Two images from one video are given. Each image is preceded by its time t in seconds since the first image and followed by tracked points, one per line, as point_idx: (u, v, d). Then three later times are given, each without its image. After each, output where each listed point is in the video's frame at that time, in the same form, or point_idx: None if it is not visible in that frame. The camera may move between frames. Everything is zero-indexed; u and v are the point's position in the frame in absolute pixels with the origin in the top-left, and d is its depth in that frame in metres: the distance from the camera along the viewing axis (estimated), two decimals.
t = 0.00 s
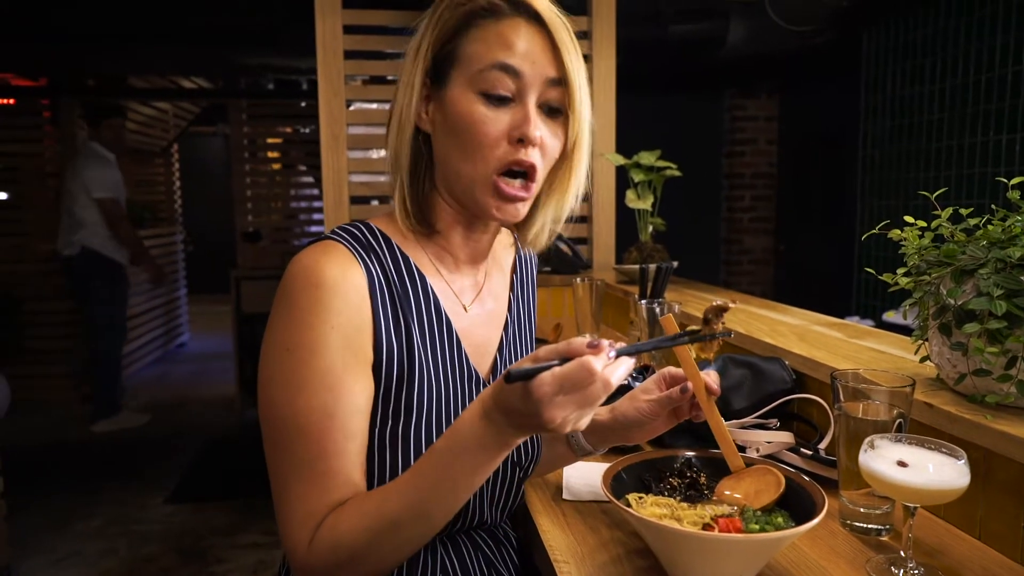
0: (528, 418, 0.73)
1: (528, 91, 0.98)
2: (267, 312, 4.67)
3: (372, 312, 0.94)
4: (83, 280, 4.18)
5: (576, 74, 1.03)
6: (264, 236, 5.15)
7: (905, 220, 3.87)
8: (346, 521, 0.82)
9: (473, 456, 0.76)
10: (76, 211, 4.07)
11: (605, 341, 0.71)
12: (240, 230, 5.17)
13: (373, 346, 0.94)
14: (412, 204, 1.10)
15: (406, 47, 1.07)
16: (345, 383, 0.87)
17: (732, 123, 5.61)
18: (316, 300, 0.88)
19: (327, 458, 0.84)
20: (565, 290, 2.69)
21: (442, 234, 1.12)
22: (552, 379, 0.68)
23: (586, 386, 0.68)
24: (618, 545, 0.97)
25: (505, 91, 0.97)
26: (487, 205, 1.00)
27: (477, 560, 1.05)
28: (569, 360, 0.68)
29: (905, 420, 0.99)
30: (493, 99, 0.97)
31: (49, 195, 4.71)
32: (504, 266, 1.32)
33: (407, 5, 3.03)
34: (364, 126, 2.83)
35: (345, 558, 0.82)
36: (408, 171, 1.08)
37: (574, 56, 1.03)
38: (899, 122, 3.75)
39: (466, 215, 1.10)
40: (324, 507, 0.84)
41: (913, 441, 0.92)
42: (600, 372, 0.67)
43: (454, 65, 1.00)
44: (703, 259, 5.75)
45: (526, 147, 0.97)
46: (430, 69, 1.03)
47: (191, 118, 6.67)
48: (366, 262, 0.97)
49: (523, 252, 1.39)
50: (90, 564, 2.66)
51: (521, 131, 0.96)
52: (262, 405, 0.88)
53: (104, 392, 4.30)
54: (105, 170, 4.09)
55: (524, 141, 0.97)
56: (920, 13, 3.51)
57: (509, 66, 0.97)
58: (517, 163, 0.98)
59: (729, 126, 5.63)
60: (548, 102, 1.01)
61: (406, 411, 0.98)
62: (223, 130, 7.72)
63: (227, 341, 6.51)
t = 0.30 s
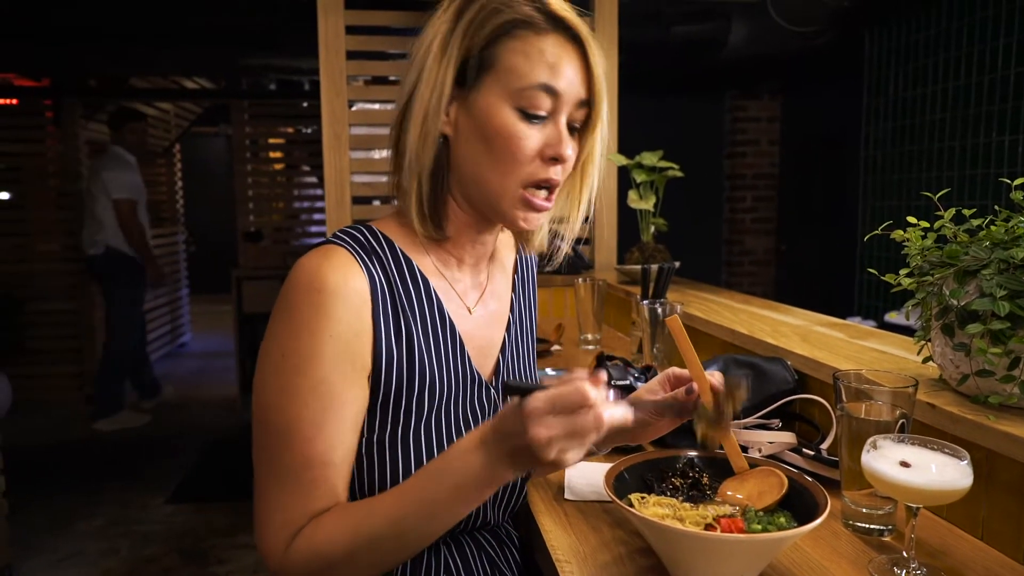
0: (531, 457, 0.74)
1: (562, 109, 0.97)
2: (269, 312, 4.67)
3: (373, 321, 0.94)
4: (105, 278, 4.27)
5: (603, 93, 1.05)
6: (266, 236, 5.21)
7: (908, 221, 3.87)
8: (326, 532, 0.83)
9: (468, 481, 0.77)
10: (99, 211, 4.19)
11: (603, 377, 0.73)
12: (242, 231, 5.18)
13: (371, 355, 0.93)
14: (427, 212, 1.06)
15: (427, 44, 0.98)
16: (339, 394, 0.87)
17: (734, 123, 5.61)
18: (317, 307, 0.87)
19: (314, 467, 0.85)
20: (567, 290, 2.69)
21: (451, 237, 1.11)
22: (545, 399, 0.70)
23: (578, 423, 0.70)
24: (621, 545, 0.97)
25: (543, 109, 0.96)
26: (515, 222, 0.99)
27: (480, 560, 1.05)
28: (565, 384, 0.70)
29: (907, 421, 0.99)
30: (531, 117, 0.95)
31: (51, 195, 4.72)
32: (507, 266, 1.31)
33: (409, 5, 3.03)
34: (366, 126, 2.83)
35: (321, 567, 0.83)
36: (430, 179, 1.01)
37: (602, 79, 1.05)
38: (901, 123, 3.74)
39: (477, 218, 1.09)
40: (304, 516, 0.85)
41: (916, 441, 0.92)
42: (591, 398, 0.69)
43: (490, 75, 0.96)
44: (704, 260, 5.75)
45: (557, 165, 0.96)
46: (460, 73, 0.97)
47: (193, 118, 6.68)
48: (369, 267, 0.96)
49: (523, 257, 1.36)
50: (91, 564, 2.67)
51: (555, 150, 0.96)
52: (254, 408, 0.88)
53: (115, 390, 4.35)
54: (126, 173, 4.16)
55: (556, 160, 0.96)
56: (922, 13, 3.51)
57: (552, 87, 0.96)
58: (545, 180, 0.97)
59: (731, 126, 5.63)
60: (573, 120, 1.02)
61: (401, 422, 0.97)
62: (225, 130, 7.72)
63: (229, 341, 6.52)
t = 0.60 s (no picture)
0: (530, 483, 0.79)
1: (581, 117, 0.97)
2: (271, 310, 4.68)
3: (371, 330, 0.92)
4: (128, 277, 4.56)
5: (620, 106, 1.07)
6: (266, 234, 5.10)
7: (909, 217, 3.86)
8: (305, 540, 0.86)
9: (454, 505, 0.82)
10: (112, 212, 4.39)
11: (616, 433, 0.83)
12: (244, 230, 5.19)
13: (367, 364, 0.92)
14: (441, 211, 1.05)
15: (451, 36, 0.95)
16: (328, 405, 0.87)
17: (735, 120, 5.60)
18: (313, 317, 0.86)
19: (296, 474, 0.86)
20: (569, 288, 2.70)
21: (458, 238, 1.10)
22: (560, 412, 0.80)
23: (584, 435, 0.77)
24: (623, 541, 0.97)
25: (564, 116, 0.95)
26: (527, 228, 0.99)
27: (484, 559, 1.05)
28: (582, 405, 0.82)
29: (909, 416, 0.99)
30: (552, 124, 0.94)
31: (52, 195, 4.72)
32: (509, 265, 1.30)
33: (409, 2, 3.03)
34: (368, 124, 2.82)
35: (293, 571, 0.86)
36: (452, 178, 0.98)
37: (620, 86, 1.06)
38: (903, 119, 3.73)
39: (483, 219, 1.08)
40: (281, 521, 0.87)
41: (918, 436, 0.91)
42: (603, 413, 0.79)
43: (515, 76, 0.94)
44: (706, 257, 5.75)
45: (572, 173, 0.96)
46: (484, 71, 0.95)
47: (194, 117, 6.68)
48: (370, 272, 0.95)
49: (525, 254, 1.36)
50: (94, 562, 2.67)
51: (572, 158, 0.95)
52: (242, 412, 0.88)
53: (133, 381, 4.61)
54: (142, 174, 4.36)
55: (572, 168, 0.96)
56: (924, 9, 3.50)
57: (576, 94, 0.95)
58: (558, 187, 0.97)
59: (732, 123, 5.62)
60: (587, 128, 1.02)
61: (392, 432, 0.97)
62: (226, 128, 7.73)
63: (232, 339, 6.53)
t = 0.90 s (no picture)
0: (490, 466, 0.76)
1: (587, 126, 0.97)
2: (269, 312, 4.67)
3: (366, 339, 0.92)
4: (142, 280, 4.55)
5: (624, 116, 1.08)
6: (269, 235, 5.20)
7: (907, 217, 3.87)
8: (273, 534, 0.84)
9: (410, 490, 0.79)
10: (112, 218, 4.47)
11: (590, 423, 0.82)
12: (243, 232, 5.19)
13: (362, 370, 0.92)
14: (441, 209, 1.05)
15: (458, 37, 0.95)
16: (320, 411, 0.87)
17: (733, 121, 5.60)
18: (307, 323, 0.86)
19: (283, 478, 0.86)
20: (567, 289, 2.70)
21: (458, 245, 1.10)
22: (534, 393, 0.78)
23: (556, 424, 0.75)
24: (622, 543, 0.97)
25: (571, 124, 0.95)
26: (528, 233, 1.00)
27: (483, 563, 1.05)
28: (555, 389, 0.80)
29: (907, 417, 0.99)
30: (560, 132, 0.95)
31: (51, 197, 4.71)
32: (509, 269, 1.30)
33: (407, 4, 3.02)
34: (366, 126, 2.82)
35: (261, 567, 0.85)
36: (455, 181, 0.98)
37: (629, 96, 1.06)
38: (901, 118, 3.73)
39: (484, 224, 1.08)
40: (256, 519, 0.86)
41: (916, 437, 0.91)
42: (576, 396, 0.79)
43: (523, 81, 0.94)
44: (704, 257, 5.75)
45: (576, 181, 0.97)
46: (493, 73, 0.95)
47: (192, 119, 6.68)
48: (366, 279, 0.95)
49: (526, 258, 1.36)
50: (94, 564, 2.67)
51: (576, 167, 0.96)
52: (234, 414, 0.89)
53: (160, 374, 4.93)
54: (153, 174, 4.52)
55: (577, 177, 0.97)
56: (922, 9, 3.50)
57: (584, 103, 0.95)
58: (560, 194, 0.98)
59: (731, 124, 5.62)
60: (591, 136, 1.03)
61: (383, 440, 0.96)
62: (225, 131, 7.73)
63: (232, 341, 6.54)
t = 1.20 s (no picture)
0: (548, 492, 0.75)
1: (586, 122, 0.98)
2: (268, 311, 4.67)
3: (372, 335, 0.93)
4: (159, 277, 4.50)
5: (622, 111, 1.09)
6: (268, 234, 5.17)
7: (907, 217, 3.87)
8: (330, 550, 0.82)
9: (472, 502, 0.77)
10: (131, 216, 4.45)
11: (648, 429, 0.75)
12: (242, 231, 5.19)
13: (372, 369, 0.92)
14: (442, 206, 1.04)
15: (455, 35, 0.95)
16: (338, 411, 0.86)
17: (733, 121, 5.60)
18: (314, 324, 0.86)
19: (318, 486, 0.84)
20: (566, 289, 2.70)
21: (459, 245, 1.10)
22: (588, 427, 0.72)
23: (615, 460, 0.71)
24: (621, 542, 0.97)
25: (569, 121, 0.96)
26: (531, 230, 1.00)
27: (483, 562, 1.05)
28: (614, 413, 0.72)
29: (906, 416, 0.99)
30: (558, 128, 0.95)
31: (50, 195, 4.71)
32: (509, 268, 1.31)
33: (407, 3, 3.02)
34: (366, 125, 2.82)
35: None
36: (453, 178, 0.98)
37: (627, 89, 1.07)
38: (900, 119, 3.74)
39: (484, 224, 1.08)
40: (307, 535, 0.84)
41: (915, 436, 0.92)
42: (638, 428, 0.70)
43: (521, 77, 0.94)
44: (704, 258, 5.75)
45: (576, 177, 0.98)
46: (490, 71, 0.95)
47: (191, 118, 6.67)
48: (366, 278, 0.95)
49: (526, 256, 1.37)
50: (93, 563, 2.67)
51: (576, 163, 0.97)
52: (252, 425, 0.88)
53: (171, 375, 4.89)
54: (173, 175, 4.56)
55: (577, 172, 0.98)
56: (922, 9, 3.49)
57: (582, 99, 0.96)
58: (559, 191, 0.99)
59: (730, 124, 5.62)
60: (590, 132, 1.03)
61: (398, 436, 0.96)
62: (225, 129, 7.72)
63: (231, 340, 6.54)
